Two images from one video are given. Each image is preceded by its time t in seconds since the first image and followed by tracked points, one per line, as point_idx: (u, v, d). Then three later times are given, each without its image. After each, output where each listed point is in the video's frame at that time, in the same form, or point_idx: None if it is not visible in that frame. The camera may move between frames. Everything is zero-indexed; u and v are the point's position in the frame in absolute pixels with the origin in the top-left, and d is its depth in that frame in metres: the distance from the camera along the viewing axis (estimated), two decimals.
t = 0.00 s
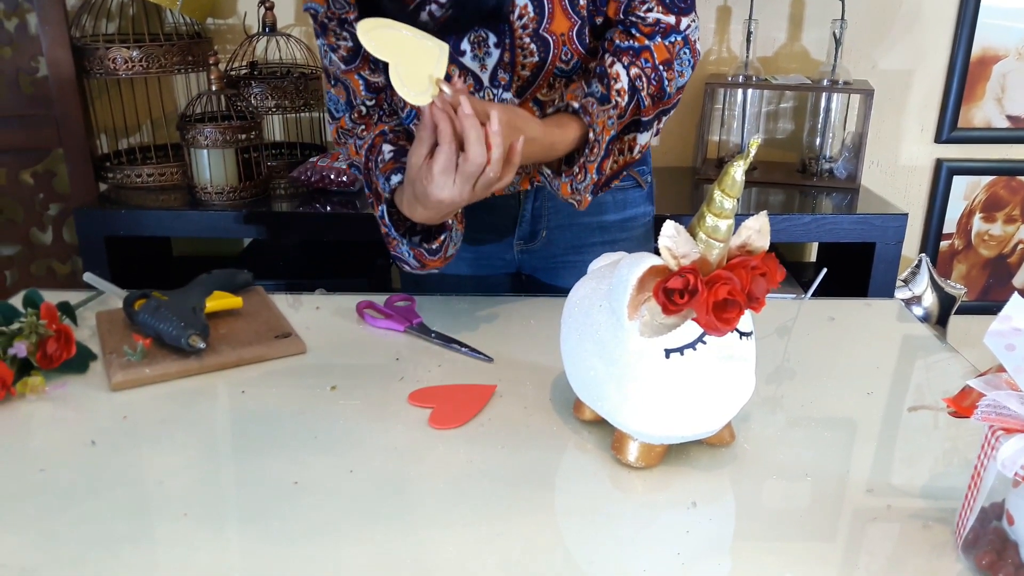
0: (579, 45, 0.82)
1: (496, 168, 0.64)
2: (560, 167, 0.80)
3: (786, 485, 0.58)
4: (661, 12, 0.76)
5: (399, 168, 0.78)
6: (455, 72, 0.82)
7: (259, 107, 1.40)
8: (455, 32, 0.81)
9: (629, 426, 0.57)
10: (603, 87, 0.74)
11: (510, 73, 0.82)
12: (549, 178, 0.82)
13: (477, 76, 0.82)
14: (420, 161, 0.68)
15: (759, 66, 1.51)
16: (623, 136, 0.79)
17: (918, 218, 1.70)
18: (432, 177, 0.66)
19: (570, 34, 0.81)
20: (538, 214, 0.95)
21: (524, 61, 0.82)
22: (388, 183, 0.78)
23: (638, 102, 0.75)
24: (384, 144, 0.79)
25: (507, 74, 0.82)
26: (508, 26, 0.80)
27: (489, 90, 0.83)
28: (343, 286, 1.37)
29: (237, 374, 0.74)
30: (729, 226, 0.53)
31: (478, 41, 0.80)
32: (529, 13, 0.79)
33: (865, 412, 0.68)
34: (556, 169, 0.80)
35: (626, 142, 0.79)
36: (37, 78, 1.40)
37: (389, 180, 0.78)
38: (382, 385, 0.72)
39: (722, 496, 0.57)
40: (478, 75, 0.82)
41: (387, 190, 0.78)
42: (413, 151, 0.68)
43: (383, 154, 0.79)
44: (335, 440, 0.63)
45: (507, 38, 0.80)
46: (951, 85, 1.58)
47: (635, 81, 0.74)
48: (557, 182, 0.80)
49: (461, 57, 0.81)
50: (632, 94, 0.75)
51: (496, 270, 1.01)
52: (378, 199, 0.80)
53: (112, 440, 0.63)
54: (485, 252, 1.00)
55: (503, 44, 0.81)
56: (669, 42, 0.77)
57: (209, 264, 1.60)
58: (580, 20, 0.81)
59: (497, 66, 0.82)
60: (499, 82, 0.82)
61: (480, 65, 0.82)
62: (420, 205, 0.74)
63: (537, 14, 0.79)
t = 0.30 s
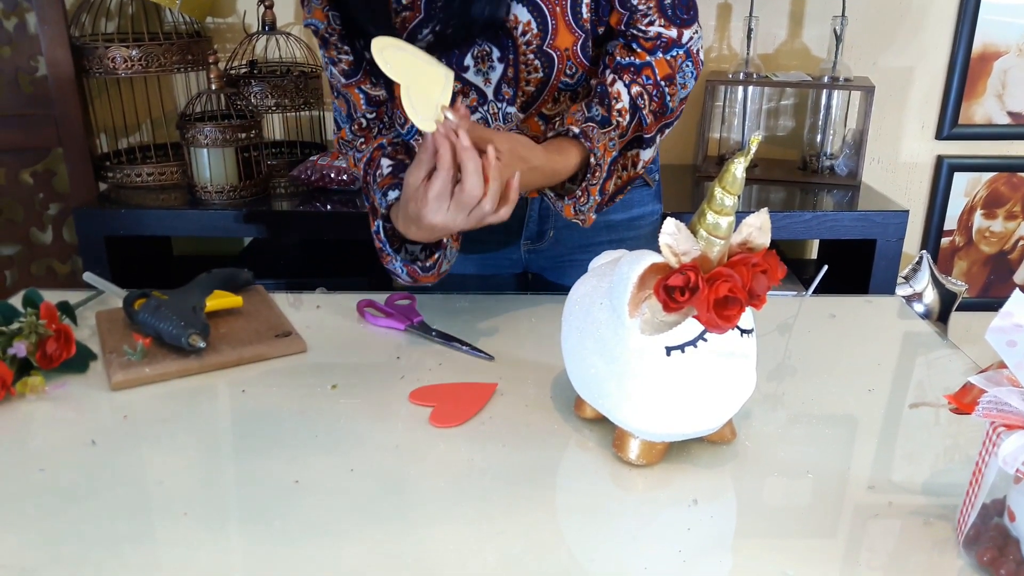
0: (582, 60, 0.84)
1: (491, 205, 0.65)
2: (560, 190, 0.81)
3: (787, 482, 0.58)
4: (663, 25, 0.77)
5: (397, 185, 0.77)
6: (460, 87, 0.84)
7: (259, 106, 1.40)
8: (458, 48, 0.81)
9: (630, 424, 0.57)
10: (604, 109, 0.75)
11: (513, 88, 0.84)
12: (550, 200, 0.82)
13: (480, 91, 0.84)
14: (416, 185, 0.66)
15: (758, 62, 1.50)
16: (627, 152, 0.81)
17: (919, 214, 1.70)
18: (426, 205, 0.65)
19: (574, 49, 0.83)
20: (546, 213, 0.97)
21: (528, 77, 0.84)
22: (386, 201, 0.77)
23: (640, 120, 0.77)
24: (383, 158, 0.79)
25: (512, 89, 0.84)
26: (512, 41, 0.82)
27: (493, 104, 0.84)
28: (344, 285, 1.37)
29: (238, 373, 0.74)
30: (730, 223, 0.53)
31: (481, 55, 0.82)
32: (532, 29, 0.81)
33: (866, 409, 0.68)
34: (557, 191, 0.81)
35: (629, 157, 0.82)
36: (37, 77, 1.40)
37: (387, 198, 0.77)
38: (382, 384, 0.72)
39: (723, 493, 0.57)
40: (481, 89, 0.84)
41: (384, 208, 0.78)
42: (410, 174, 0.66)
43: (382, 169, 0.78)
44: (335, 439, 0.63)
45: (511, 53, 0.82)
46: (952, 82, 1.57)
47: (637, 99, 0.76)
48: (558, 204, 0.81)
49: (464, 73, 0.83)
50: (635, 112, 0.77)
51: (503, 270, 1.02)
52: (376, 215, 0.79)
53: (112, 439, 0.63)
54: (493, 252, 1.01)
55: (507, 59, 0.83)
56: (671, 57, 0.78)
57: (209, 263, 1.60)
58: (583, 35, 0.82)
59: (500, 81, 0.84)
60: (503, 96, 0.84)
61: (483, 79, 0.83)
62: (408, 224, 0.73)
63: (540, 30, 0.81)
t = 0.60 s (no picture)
0: (599, 67, 0.79)
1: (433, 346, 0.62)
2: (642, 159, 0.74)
3: (784, 477, 0.58)
4: None
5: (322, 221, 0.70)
6: (471, 90, 0.80)
7: (256, 102, 1.39)
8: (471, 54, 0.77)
9: (627, 420, 0.57)
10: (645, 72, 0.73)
11: (526, 93, 0.80)
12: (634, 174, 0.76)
13: (493, 93, 0.80)
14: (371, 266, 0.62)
15: (756, 59, 1.50)
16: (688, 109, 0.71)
17: (916, 210, 1.70)
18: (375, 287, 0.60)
19: (591, 57, 0.78)
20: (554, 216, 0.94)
21: (543, 84, 0.79)
22: (307, 228, 0.70)
23: (693, 78, 0.70)
24: (325, 180, 0.71)
25: (524, 93, 0.80)
26: (528, 48, 0.77)
27: (505, 106, 0.81)
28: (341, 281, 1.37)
29: (235, 369, 0.74)
30: (729, 219, 0.53)
31: (494, 59, 0.77)
32: (551, 37, 0.76)
33: (864, 405, 0.68)
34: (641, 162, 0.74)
35: (694, 115, 0.72)
36: (33, 73, 1.39)
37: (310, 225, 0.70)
38: (381, 380, 0.72)
39: (721, 488, 0.57)
40: (494, 92, 0.80)
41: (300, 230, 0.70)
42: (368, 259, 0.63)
43: (317, 195, 0.71)
44: (333, 434, 0.63)
45: (526, 60, 0.78)
46: (949, 79, 1.57)
47: (684, 59, 0.70)
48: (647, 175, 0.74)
49: (477, 76, 0.79)
50: (684, 71, 0.70)
51: (511, 269, 1.00)
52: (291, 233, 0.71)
53: (109, 435, 0.63)
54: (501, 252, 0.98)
55: (521, 64, 0.78)
56: (716, 21, 0.70)
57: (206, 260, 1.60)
58: (600, 43, 0.77)
59: (513, 83, 0.80)
60: (515, 99, 0.81)
61: (496, 82, 0.79)
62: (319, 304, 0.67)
63: (557, 38, 0.77)
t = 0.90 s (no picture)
0: (621, 68, 0.78)
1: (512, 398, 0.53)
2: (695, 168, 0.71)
3: (782, 476, 0.58)
4: None
5: (375, 233, 0.59)
6: (491, 99, 0.78)
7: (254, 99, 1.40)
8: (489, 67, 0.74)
9: (626, 418, 0.57)
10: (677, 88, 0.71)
11: (548, 100, 0.78)
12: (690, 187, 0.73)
13: (511, 100, 0.78)
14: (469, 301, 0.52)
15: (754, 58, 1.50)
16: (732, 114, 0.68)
17: (914, 209, 1.70)
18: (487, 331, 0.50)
19: (614, 60, 0.77)
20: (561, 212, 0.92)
21: (567, 90, 0.78)
22: (365, 244, 0.57)
23: (731, 82, 0.68)
24: (340, 187, 0.61)
25: (545, 100, 0.78)
26: (550, 55, 0.75)
27: (524, 113, 0.79)
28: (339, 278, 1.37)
29: (233, 367, 0.74)
30: (727, 217, 0.53)
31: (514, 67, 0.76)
32: (575, 42, 0.75)
33: (861, 404, 0.68)
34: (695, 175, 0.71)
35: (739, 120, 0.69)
36: (31, 69, 1.39)
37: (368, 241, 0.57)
38: (379, 378, 0.72)
39: (720, 486, 0.57)
40: (513, 98, 0.78)
41: (359, 243, 0.57)
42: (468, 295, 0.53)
43: (339, 202, 0.60)
44: (330, 433, 0.63)
45: (549, 66, 0.76)
46: (947, 78, 1.58)
47: (717, 66, 0.68)
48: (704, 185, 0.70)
49: (497, 84, 0.77)
50: (719, 78, 0.68)
51: (518, 269, 0.97)
52: (341, 249, 0.57)
53: (107, 433, 0.63)
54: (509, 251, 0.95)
55: (543, 71, 0.76)
56: (747, 24, 0.70)
57: (204, 257, 1.59)
58: (624, 45, 0.76)
59: (533, 91, 0.78)
60: (534, 106, 0.79)
61: (516, 89, 0.77)
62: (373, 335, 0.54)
63: (582, 43, 0.75)
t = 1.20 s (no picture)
0: (626, 74, 0.79)
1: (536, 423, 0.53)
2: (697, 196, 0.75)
3: (778, 476, 0.58)
4: (740, 21, 0.72)
5: (394, 253, 0.58)
6: (492, 117, 0.77)
7: (250, 97, 1.39)
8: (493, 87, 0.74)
9: (621, 419, 0.57)
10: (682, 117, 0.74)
11: (551, 113, 0.78)
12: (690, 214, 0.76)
13: (513, 118, 0.78)
14: (490, 328, 0.50)
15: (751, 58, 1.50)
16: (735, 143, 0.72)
17: (909, 210, 1.70)
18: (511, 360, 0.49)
19: (620, 68, 0.77)
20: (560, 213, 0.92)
21: (574, 99, 0.77)
22: (384, 268, 0.56)
23: (739, 109, 0.71)
24: (356, 199, 0.60)
25: (548, 114, 0.78)
26: (557, 66, 0.75)
27: (525, 131, 0.79)
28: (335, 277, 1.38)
29: (228, 365, 0.74)
30: (723, 217, 0.53)
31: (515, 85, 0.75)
32: (582, 51, 0.74)
33: (856, 404, 0.68)
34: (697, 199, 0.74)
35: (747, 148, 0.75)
36: (26, 66, 1.38)
37: (387, 263, 0.56)
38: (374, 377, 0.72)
39: (715, 486, 0.57)
40: (514, 117, 0.78)
41: (379, 268, 0.56)
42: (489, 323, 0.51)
43: (356, 215, 0.59)
44: (326, 432, 0.63)
45: (556, 77, 0.75)
46: (943, 80, 1.58)
47: (724, 94, 0.72)
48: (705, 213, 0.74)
49: (497, 102, 0.76)
50: (726, 105, 0.72)
51: (516, 270, 0.97)
52: (360, 272, 0.56)
53: (101, 431, 0.63)
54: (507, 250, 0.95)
55: (548, 84, 0.76)
56: (758, 45, 0.72)
57: (200, 255, 1.59)
58: (630, 53, 0.77)
59: (535, 105, 0.77)
60: (537, 121, 0.78)
61: (516, 106, 0.77)
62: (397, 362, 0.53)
63: (589, 52, 0.74)
